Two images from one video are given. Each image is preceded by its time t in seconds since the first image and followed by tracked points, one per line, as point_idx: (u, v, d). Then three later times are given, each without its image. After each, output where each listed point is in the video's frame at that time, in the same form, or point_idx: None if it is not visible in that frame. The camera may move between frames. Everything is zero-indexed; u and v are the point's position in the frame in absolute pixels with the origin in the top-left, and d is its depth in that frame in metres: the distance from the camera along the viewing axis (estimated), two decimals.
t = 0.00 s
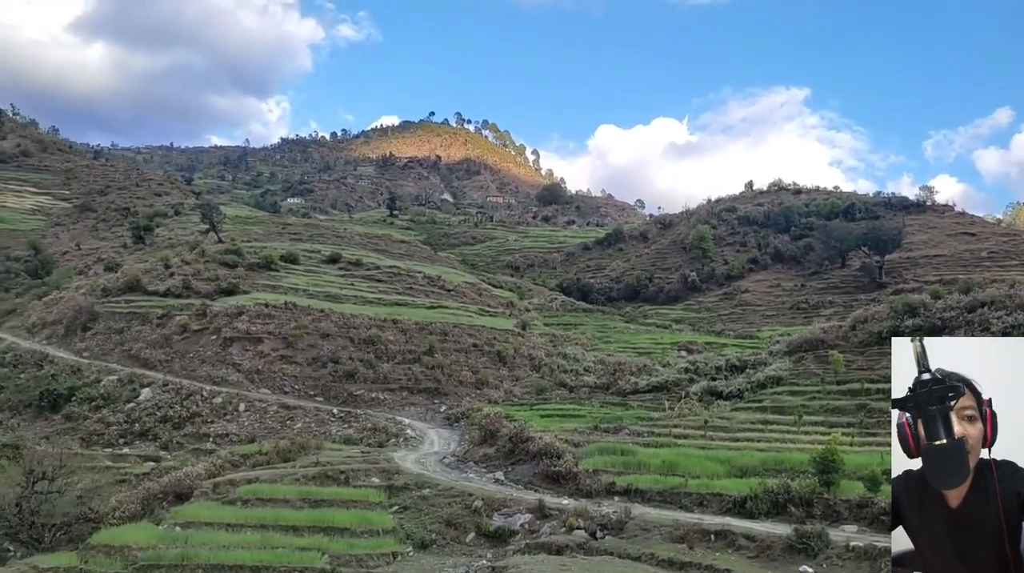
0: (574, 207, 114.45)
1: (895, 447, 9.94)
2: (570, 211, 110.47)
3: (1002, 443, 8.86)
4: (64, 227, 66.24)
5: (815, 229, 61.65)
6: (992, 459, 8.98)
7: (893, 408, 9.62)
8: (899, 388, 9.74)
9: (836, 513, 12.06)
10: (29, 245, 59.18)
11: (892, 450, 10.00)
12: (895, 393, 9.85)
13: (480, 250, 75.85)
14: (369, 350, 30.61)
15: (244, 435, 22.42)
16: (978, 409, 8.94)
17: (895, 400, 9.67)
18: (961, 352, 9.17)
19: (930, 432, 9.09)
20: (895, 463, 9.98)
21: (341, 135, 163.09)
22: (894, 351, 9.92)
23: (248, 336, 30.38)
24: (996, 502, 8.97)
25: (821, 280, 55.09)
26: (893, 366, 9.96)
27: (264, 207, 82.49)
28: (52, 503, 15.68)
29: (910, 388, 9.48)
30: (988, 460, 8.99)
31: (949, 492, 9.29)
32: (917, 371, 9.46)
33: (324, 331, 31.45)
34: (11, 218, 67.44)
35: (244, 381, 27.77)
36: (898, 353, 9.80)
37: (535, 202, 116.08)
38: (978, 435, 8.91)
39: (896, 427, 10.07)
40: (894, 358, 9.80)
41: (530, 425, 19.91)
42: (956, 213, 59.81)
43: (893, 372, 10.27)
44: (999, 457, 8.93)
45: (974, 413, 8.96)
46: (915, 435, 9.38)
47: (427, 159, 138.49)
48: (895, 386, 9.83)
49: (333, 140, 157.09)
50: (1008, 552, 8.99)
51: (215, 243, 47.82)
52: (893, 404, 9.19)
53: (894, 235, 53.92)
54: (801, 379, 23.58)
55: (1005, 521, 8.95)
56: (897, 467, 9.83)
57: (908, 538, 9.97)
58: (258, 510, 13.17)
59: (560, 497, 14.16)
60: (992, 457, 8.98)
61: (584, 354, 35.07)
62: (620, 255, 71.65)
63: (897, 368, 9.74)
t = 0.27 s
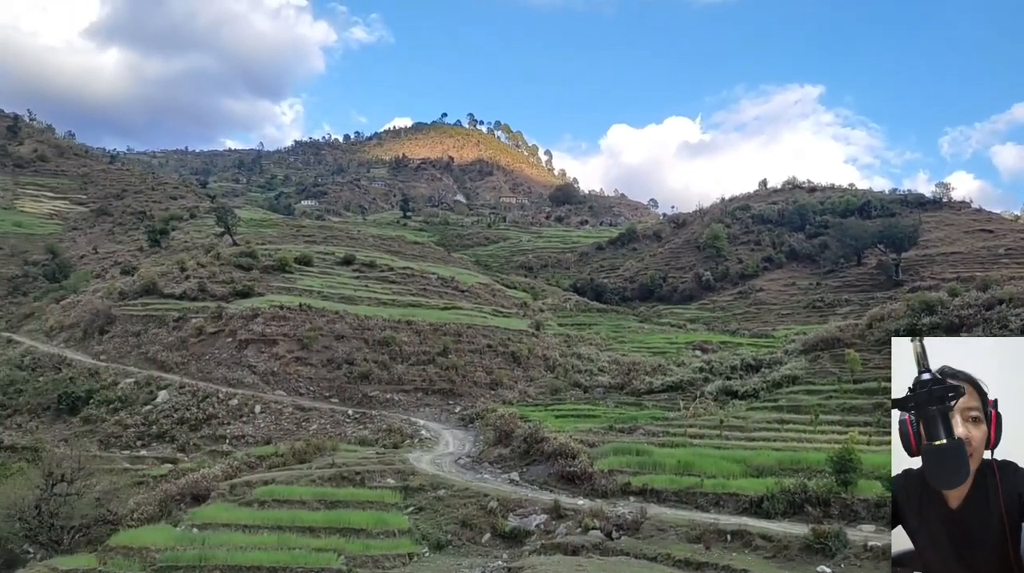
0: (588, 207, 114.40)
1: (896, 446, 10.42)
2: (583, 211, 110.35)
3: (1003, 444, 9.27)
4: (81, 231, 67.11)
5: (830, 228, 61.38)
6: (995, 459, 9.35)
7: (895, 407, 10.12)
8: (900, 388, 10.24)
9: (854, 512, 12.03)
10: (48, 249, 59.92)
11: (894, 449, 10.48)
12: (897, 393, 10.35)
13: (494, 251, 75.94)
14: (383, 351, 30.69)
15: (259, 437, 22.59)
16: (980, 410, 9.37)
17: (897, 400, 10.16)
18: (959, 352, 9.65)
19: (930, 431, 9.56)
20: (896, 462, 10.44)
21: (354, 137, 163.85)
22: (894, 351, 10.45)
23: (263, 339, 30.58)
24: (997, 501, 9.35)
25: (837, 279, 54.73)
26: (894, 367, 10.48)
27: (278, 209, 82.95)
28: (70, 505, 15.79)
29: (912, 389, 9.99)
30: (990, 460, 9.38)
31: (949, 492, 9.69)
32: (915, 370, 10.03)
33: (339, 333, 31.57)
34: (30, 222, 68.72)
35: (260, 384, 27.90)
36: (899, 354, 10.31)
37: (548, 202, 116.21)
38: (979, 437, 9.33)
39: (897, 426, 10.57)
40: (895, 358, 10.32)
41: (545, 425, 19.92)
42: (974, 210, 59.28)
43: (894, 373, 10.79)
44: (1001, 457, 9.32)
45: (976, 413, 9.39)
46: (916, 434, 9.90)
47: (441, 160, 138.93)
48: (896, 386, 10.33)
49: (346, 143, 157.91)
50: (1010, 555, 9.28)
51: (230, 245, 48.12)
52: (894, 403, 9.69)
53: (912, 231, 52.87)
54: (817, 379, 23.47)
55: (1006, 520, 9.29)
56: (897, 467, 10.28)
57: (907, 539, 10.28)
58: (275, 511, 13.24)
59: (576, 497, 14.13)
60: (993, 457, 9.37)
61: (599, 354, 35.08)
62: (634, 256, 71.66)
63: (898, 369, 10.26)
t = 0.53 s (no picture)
0: (601, 206, 114.46)
1: (896, 446, 9.85)
2: (597, 210, 110.50)
3: (1005, 445, 8.77)
4: (99, 234, 68.25)
5: (846, 226, 61.19)
6: (995, 458, 8.87)
7: (894, 407, 9.51)
8: (900, 388, 9.63)
9: (871, 513, 11.93)
10: (66, 251, 61.14)
11: (894, 448, 9.90)
12: (896, 392, 9.74)
13: (508, 251, 76.20)
14: (397, 351, 30.79)
15: (275, 437, 22.75)
16: (980, 409, 8.83)
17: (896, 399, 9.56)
18: (963, 351, 9.05)
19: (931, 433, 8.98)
20: (896, 463, 9.87)
21: (367, 139, 164.78)
22: (893, 350, 9.81)
23: (278, 339, 30.72)
24: (998, 501, 8.90)
25: (852, 277, 54.46)
26: (893, 365, 9.85)
27: (294, 211, 83.62)
28: (90, 505, 15.85)
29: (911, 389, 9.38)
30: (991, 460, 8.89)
31: (950, 491, 9.19)
32: (915, 371, 9.40)
33: (354, 334, 31.66)
34: (48, 224, 69.97)
35: (275, 384, 28.06)
36: (899, 352, 9.68)
37: (562, 202, 116.41)
38: (980, 436, 8.82)
39: (897, 426, 9.96)
40: (894, 358, 9.68)
41: (560, 425, 19.91)
42: (991, 208, 58.77)
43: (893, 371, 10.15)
44: (1002, 457, 8.84)
45: (978, 413, 8.84)
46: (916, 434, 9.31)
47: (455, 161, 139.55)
48: (895, 386, 9.73)
49: (359, 144, 158.91)
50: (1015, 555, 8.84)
51: (246, 247, 48.48)
52: (893, 404, 9.08)
53: (928, 230, 52.59)
54: (833, 378, 23.33)
55: (1009, 521, 8.86)
56: (896, 467, 9.73)
57: (908, 539, 9.83)
58: (291, 511, 13.31)
59: (591, 497, 14.12)
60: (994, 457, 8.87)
61: (613, 354, 35.05)
62: (648, 255, 71.80)
63: (897, 368, 9.62)
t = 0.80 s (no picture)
0: (612, 206, 114.40)
1: (896, 447, 9.98)
2: (608, 210, 110.51)
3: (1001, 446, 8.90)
4: (114, 236, 69.07)
5: (859, 225, 61.03)
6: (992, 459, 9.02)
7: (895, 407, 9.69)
8: (900, 387, 9.78)
9: (885, 514, 11.86)
10: (80, 252, 62.52)
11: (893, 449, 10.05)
12: (896, 393, 9.90)
13: (519, 251, 76.35)
14: (409, 352, 30.84)
15: (287, 437, 22.87)
16: (977, 410, 8.99)
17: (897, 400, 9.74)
18: (962, 349, 9.21)
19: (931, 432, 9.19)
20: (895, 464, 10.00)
21: (378, 139, 165.46)
22: (894, 350, 9.94)
23: (290, 340, 30.85)
24: (999, 503, 9.02)
25: (865, 276, 54.19)
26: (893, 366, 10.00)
27: (305, 211, 84.08)
28: (103, 504, 15.98)
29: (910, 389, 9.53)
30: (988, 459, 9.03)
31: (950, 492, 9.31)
32: (915, 371, 9.54)
33: (365, 334, 31.73)
34: (62, 226, 72.10)
35: (287, 385, 28.18)
36: (898, 353, 9.83)
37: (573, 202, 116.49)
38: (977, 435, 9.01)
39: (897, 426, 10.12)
40: (894, 357, 9.82)
41: (571, 425, 19.93)
42: (1006, 207, 58.33)
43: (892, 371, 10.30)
44: (1000, 457, 8.99)
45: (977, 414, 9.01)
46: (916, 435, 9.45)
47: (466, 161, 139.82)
48: (895, 386, 9.88)
49: (370, 145, 159.62)
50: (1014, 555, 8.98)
51: (258, 247, 48.74)
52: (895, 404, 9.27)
53: (941, 229, 52.30)
54: (846, 378, 23.23)
55: (1009, 523, 8.99)
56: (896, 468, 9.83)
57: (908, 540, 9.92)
58: (303, 511, 13.35)
59: (602, 498, 14.11)
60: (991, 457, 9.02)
61: (624, 354, 35.02)
62: (660, 255, 71.90)
63: (897, 368, 9.77)
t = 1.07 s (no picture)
0: (628, 206, 114.39)
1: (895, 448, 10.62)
2: (624, 210, 110.49)
3: (994, 446, 9.61)
4: (133, 238, 69.98)
5: (877, 224, 60.58)
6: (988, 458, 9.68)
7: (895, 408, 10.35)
8: (900, 388, 10.45)
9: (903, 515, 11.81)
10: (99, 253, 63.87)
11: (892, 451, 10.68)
12: (895, 393, 10.58)
13: (534, 251, 76.54)
14: (425, 352, 30.95)
15: (304, 437, 23.02)
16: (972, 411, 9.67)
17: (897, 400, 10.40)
18: (957, 352, 9.89)
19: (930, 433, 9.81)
20: (895, 466, 10.61)
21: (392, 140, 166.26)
22: (893, 350, 10.61)
23: (307, 340, 31.02)
24: (995, 502, 9.60)
25: (884, 275, 53.80)
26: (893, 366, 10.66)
27: (322, 212, 84.68)
28: (123, 503, 15.90)
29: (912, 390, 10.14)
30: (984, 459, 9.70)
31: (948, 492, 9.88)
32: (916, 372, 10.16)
33: (381, 335, 31.86)
34: (81, 227, 73.76)
35: (304, 385, 28.32)
36: (898, 354, 10.51)
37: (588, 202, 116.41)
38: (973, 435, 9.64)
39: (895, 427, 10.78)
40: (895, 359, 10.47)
41: (588, 426, 19.97)
42: None
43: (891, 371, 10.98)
44: (995, 457, 9.65)
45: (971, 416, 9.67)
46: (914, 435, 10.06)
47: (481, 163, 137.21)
48: (895, 386, 10.53)
49: (384, 146, 160.50)
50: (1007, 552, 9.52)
51: (275, 248, 49.10)
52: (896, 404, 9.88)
53: (961, 227, 51.86)
54: (865, 378, 23.10)
55: (1004, 521, 9.56)
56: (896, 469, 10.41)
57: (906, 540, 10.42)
58: (320, 511, 13.41)
59: (618, 498, 14.09)
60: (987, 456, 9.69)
61: (640, 354, 34.97)
62: (676, 254, 71.88)
63: (897, 369, 10.45)
